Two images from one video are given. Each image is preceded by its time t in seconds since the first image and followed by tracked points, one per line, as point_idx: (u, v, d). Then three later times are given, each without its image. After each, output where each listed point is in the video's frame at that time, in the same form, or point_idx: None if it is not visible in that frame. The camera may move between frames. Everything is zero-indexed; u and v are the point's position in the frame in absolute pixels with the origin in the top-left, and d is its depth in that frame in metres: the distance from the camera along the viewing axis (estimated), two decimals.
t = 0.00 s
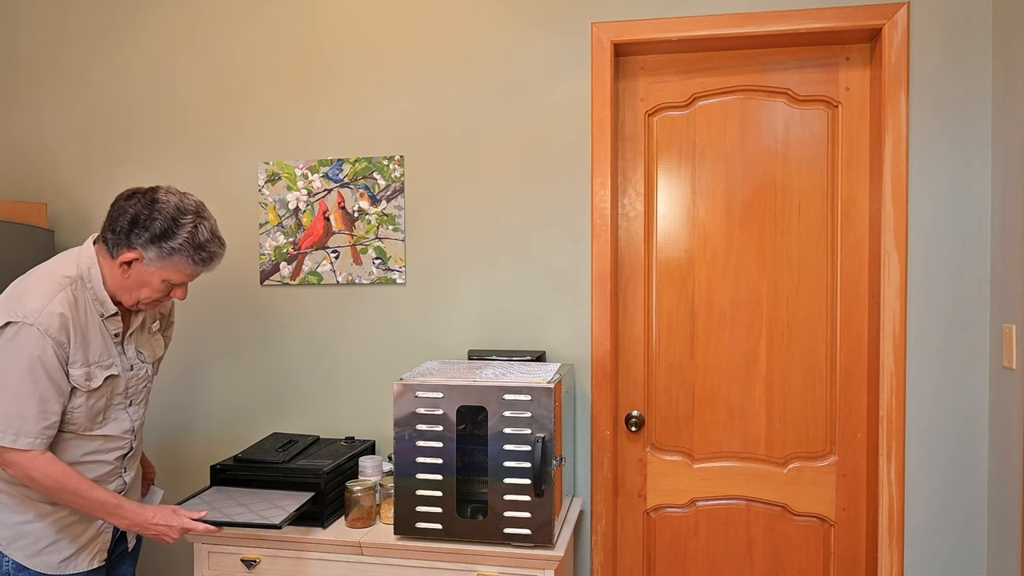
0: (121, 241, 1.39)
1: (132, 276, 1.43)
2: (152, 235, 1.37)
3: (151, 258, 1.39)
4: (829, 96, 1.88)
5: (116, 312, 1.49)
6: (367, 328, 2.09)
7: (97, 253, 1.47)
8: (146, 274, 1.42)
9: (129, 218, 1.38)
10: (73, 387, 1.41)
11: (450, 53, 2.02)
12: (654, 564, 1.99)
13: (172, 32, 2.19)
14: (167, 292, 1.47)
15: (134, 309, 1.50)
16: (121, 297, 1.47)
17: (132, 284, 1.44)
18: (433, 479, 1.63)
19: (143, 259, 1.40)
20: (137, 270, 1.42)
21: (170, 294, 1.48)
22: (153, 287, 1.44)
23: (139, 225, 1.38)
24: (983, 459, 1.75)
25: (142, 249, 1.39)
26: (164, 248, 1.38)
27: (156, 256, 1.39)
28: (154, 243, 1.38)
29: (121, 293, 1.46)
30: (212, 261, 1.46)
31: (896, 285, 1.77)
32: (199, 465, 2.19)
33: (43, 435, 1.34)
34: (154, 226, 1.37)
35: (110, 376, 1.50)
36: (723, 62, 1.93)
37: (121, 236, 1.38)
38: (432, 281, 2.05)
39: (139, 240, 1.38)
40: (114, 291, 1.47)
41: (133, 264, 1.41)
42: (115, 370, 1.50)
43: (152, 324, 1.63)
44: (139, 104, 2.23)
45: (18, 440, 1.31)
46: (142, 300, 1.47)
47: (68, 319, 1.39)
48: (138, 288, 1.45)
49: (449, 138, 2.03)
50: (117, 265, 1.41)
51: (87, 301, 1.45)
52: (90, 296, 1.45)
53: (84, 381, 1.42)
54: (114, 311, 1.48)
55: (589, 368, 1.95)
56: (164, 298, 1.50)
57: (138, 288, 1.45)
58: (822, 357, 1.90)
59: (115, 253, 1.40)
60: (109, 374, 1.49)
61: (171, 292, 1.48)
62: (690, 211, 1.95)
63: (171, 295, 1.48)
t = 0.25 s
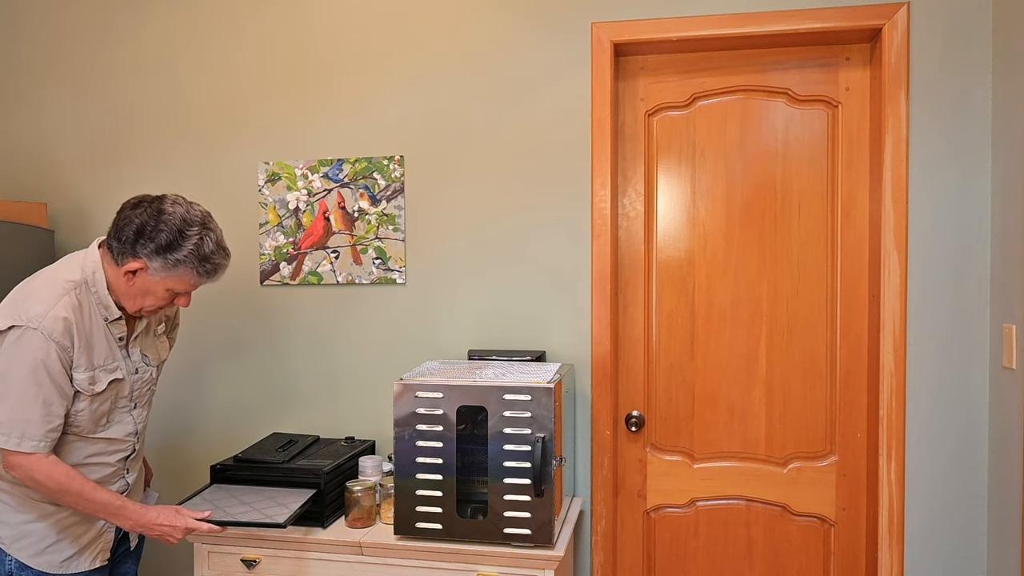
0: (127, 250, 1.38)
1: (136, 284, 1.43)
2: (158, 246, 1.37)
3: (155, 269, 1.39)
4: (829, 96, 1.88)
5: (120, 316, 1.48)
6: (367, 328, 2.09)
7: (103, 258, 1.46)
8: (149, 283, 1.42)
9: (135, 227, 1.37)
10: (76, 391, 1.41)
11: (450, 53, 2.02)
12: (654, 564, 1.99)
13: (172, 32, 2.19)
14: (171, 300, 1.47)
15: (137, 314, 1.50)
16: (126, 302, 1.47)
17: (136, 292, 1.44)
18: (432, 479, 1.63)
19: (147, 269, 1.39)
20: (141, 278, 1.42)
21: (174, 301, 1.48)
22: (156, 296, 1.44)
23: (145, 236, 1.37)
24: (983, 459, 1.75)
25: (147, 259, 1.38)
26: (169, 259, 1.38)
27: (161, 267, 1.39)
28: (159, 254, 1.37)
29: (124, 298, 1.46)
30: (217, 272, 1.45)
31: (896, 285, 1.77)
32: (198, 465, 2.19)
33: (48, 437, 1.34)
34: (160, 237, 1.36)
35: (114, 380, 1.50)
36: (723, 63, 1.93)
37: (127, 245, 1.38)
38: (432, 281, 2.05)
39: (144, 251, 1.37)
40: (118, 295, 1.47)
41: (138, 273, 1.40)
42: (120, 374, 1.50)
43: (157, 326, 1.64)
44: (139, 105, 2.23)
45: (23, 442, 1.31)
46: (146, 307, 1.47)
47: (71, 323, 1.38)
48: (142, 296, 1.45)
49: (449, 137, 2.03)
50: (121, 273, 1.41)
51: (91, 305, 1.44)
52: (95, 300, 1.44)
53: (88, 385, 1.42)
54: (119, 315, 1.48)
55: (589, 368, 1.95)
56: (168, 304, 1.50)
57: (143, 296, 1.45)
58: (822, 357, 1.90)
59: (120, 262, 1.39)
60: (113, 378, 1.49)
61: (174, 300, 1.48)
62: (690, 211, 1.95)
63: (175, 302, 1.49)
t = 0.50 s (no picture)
0: (129, 255, 1.38)
1: (138, 290, 1.43)
2: (160, 253, 1.37)
3: (158, 274, 1.39)
4: (829, 96, 1.88)
5: (121, 319, 1.49)
6: (366, 329, 2.09)
7: (104, 261, 1.47)
8: (152, 288, 1.42)
9: (138, 232, 1.37)
10: (74, 393, 1.41)
11: (450, 53, 2.02)
12: (654, 564, 1.99)
13: (172, 32, 2.19)
14: (173, 304, 1.48)
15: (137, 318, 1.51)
16: (127, 307, 1.47)
17: (138, 296, 1.44)
18: (433, 479, 1.63)
19: (150, 275, 1.39)
20: (144, 284, 1.42)
21: (176, 306, 1.49)
22: (159, 300, 1.45)
23: (148, 242, 1.37)
24: (983, 459, 1.75)
25: (149, 265, 1.38)
26: (171, 266, 1.38)
27: (163, 273, 1.39)
28: (162, 260, 1.37)
29: (126, 303, 1.46)
30: (218, 279, 1.45)
31: (896, 285, 1.77)
32: (198, 465, 2.19)
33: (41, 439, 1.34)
34: (163, 243, 1.36)
35: (114, 384, 1.50)
36: (723, 62, 1.93)
37: (129, 251, 1.38)
38: (432, 281, 2.05)
39: (146, 256, 1.37)
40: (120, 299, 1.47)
41: (140, 279, 1.41)
42: (120, 378, 1.50)
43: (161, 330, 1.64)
44: (139, 105, 2.23)
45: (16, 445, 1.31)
46: (148, 311, 1.48)
47: (71, 325, 1.38)
48: (144, 300, 1.45)
49: (449, 138, 2.03)
50: (123, 278, 1.41)
51: (92, 308, 1.45)
52: (96, 303, 1.45)
53: (87, 388, 1.43)
54: (120, 318, 1.48)
55: (589, 368, 1.95)
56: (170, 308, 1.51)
57: (145, 300, 1.45)
58: (822, 357, 1.90)
59: (123, 267, 1.40)
60: (113, 382, 1.49)
61: (176, 305, 1.48)
62: (690, 211, 1.95)
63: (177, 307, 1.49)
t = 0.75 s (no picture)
0: (125, 265, 1.37)
1: (134, 299, 1.43)
2: (157, 263, 1.36)
3: (154, 285, 1.38)
4: (829, 96, 1.88)
5: (111, 326, 1.50)
6: (366, 329, 2.09)
7: (98, 265, 1.48)
8: (148, 298, 1.42)
9: (134, 242, 1.36)
10: (53, 400, 1.42)
11: (449, 53, 2.02)
12: (654, 564, 1.99)
13: (172, 32, 2.19)
14: (169, 313, 1.47)
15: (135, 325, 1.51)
16: (122, 314, 1.48)
17: (134, 305, 1.44)
18: (433, 479, 1.63)
19: (146, 285, 1.39)
20: (140, 293, 1.41)
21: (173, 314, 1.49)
22: (155, 309, 1.44)
23: (144, 252, 1.36)
24: (983, 459, 1.75)
25: (145, 274, 1.37)
26: (168, 276, 1.37)
27: (159, 283, 1.38)
28: (158, 270, 1.36)
29: (123, 312, 1.47)
30: (216, 288, 1.44)
31: (896, 285, 1.77)
32: (198, 465, 2.19)
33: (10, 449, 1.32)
34: (159, 253, 1.35)
35: (98, 392, 1.51)
36: (723, 63, 1.93)
37: (125, 261, 1.37)
38: (431, 281, 2.05)
39: (142, 266, 1.37)
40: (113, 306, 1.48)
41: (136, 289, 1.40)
42: (103, 387, 1.51)
43: (154, 339, 1.64)
44: (139, 105, 2.23)
45: None
46: (145, 319, 1.48)
47: (56, 331, 1.38)
48: (140, 309, 1.45)
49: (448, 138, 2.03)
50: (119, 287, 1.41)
51: (83, 313, 1.45)
52: (87, 308, 1.46)
53: (67, 397, 1.43)
54: (109, 326, 1.49)
55: (589, 368, 1.94)
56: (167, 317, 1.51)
57: (141, 309, 1.45)
58: (822, 357, 1.90)
59: (119, 277, 1.39)
60: (96, 390, 1.50)
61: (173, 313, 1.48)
62: (690, 211, 1.95)
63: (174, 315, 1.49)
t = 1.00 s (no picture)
0: (117, 278, 1.36)
1: (126, 310, 1.43)
2: (151, 275, 1.35)
3: (148, 296, 1.38)
4: (829, 96, 1.88)
5: (92, 336, 1.49)
6: (365, 329, 2.09)
7: (85, 271, 1.46)
8: (141, 309, 1.42)
9: (127, 254, 1.35)
10: (26, 410, 1.43)
11: (449, 53, 2.02)
12: (654, 564, 1.99)
13: (172, 32, 2.19)
14: (163, 321, 1.47)
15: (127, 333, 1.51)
16: (110, 325, 1.47)
17: (126, 317, 1.44)
18: (433, 479, 1.63)
19: (139, 297, 1.38)
20: (134, 305, 1.41)
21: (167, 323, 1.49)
22: (149, 319, 1.44)
23: (137, 264, 1.35)
24: (983, 459, 1.75)
25: (139, 287, 1.37)
26: (162, 288, 1.36)
27: (154, 295, 1.38)
28: (152, 282, 1.36)
29: (112, 322, 1.46)
30: (212, 297, 1.45)
31: (896, 285, 1.77)
32: (198, 465, 2.19)
33: None
34: (153, 266, 1.35)
35: (72, 404, 1.51)
36: (723, 63, 1.93)
37: (117, 273, 1.36)
38: (431, 281, 2.05)
39: (136, 279, 1.36)
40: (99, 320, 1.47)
41: (130, 301, 1.39)
42: (79, 398, 1.51)
43: (135, 350, 1.63)
44: (138, 104, 2.23)
45: None
46: (137, 329, 1.48)
47: (36, 337, 1.38)
48: (132, 320, 1.45)
49: (448, 137, 2.03)
50: (111, 300, 1.40)
51: (65, 321, 1.45)
52: (70, 315, 1.45)
53: (40, 406, 1.43)
54: (90, 335, 1.48)
55: (589, 368, 1.95)
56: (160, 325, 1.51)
57: (133, 320, 1.45)
58: (822, 357, 1.90)
59: (111, 289, 1.38)
60: (71, 401, 1.50)
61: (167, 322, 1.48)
62: (690, 211, 1.95)
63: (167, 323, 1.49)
